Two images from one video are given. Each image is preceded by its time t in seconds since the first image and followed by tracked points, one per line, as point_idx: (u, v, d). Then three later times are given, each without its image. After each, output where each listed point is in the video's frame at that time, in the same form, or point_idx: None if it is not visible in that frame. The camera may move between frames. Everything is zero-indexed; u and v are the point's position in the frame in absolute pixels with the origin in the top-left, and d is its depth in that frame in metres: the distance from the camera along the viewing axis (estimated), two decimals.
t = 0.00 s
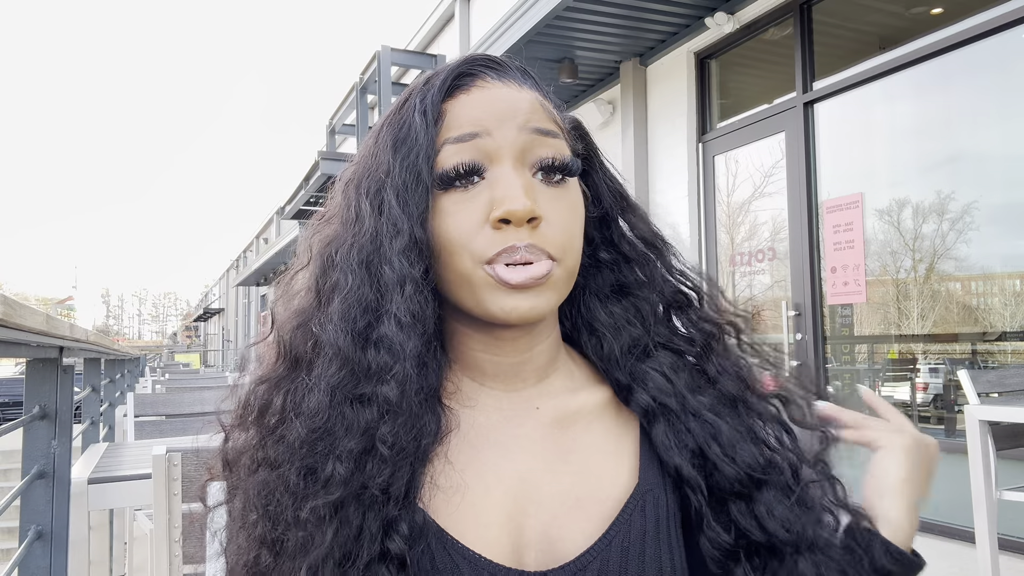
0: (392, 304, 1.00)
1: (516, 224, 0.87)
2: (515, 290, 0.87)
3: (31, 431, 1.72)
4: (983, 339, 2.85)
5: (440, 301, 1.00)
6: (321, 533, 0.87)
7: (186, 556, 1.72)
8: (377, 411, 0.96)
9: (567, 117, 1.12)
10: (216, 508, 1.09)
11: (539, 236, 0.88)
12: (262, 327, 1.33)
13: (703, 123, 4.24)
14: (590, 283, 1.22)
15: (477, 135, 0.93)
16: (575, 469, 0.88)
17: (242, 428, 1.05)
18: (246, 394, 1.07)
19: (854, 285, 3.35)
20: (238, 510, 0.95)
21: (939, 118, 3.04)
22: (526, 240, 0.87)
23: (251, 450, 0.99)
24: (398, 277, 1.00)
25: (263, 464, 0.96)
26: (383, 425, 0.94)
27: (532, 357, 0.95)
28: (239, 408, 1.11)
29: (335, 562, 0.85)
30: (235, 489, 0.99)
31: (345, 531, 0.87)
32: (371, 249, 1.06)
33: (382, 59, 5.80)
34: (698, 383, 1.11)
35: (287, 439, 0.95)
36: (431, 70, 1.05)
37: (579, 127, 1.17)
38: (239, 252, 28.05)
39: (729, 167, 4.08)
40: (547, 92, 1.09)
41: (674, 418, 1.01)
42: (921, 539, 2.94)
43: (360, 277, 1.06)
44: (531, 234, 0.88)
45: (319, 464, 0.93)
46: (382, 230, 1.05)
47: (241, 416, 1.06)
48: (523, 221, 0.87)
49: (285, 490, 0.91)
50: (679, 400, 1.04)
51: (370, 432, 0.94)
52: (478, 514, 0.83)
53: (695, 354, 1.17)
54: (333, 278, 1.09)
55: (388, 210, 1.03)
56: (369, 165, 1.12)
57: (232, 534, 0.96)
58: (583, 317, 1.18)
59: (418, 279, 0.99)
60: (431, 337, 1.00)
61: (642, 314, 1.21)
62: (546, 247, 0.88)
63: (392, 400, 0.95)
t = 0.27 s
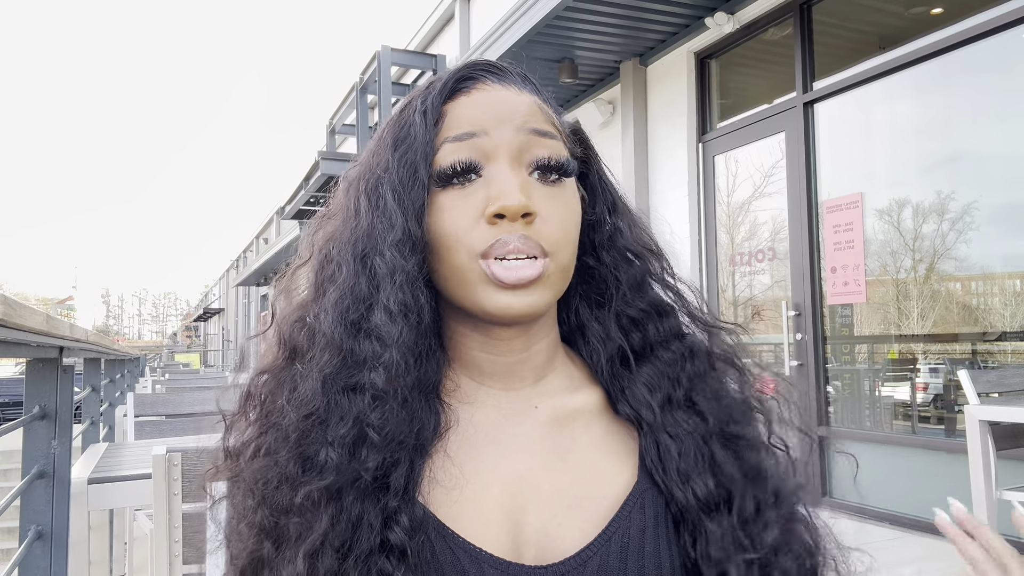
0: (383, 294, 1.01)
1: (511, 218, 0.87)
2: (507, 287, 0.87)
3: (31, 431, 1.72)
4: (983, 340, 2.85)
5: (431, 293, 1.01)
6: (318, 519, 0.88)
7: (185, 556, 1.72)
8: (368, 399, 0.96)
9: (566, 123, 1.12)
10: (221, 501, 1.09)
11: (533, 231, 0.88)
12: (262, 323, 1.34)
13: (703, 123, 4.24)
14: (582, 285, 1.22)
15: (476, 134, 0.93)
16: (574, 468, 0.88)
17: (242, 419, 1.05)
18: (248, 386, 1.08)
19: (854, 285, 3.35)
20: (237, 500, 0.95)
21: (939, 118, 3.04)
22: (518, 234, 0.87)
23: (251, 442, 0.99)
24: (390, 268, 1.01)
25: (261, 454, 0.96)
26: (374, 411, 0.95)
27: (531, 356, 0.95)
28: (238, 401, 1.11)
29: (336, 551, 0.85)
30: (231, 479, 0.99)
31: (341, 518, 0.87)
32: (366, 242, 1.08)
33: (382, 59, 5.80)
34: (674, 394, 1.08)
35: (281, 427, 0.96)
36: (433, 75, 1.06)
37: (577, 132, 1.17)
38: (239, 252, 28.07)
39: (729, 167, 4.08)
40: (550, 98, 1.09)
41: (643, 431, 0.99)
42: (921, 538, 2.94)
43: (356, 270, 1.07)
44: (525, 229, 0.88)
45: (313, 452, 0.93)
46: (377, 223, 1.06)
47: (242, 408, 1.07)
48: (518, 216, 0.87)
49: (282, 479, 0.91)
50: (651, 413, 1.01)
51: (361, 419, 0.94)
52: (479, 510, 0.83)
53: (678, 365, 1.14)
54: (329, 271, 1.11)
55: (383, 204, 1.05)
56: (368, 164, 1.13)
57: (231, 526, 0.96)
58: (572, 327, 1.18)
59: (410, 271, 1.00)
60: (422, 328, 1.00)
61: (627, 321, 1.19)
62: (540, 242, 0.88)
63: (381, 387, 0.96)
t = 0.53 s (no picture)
0: (402, 292, 1.00)
1: (526, 220, 0.87)
2: (519, 288, 0.87)
3: (31, 431, 1.72)
4: (983, 340, 2.85)
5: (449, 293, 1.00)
6: (327, 513, 0.87)
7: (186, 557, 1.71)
8: (384, 395, 0.95)
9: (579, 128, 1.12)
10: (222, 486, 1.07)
11: (549, 232, 0.88)
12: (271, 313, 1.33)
13: (703, 123, 4.24)
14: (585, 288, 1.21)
15: (493, 134, 0.93)
16: (577, 468, 0.88)
17: (254, 409, 1.05)
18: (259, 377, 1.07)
19: (854, 285, 3.36)
20: (245, 489, 0.94)
21: (939, 118, 3.04)
22: (532, 235, 0.87)
23: (263, 435, 0.98)
24: (409, 266, 0.99)
25: (273, 445, 0.95)
26: (390, 407, 0.93)
27: (537, 357, 0.95)
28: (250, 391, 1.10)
29: (342, 545, 0.85)
30: (241, 470, 0.98)
31: (350, 514, 0.86)
32: (384, 238, 1.06)
33: (382, 59, 5.80)
34: (672, 401, 1.08)
35: (296, 420, 0.95)
36: (451, 73, 1.05)
37: (591, 138, 1.17)
38: (240, 252, 28.07)
39: (729, 167, 4.08)
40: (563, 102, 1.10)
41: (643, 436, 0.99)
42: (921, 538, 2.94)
43: (372, 265, 1.06)
44: (540, 231, 0.88)
45: (326, 445, 0.92)
46: (396, 221, 1.04)
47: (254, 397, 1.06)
48: (533, 217, 0.87)
49: (292, 471, 0.90)
50: (651, 417, 1.02)
51: (376, 414, 0.93)
52: (483, 507, 0.83)
53: (675, 373, 1.14)
54: (346, 266, 1.10)
55: (403, 201, 1.03)
56: (386, 161, 1.12)
57: (238, 514, 0.95)
58: (572, 329, 1.17)
59: (429, 270, 0.98)
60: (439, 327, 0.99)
61: (627, 326, 1.19)
62: (555, 245, 0.89)
63: (398, 385, 0.95)
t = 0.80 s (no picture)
0: (407, 291, 1.00)
1: (535, 214, 0.87)
2: (525, 286, 0.87)
3: (31, 431, 1.72)
4: (983, 339, 2.85)
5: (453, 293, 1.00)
6: (330, 519, 0.87)
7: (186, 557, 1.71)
8: (389, 397, 0.96)
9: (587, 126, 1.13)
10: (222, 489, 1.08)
11: (558, 228, 0.88)
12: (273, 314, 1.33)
13: (703, 123, 4.24)
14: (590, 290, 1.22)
15: (501, 126, 0.93)
16: (579, 468, 0.88)
17: (257, 412, 1.06)
18: (262, 379, 1.08)
19: (855, 285, 3.36)
20: (251, 494, 0.95)
21: (939, 118, 3.04)
22: (541, 231, 0.87)
23: (265, 437, 0.99)
24: (414, 265, 0.99)
25: (277, 449, 0.96)
26: (395, 410, 0.94)
27: (540, 357, 0.96)
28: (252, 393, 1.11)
29: (342, 553, 0.85)
30: (245, 474, 0.98)
31: (353, 520, 0.87)
32: (389, 236, 1.06)
33: (382, 59, 5.80)
34: (673, 408, 1.08)
35: (301, 423, 0.95)
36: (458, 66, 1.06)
37: (599, 136, 1.17)
38: (240, 252, 28.07)
39: (729, 167, 4.08)
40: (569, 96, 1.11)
41: (644, 442, 0.99)
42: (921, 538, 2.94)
43: (377, 263, 1.06)
44: (549, 226, 0.88)
45: (331, 449, 0.92)
46: (401, 217, 1.05)
47: (257, 399, 1.07)
48: (542, 212, 0.87)
49: (297, 475, 0.91)
50: (652, 423, 1.02)
51: (381, 418, 0.94)
52: (485, 510, 0.83)
53: (677, 380, 1.14)
54: (350, 264, 1.10)
55: (408, 198, 1.03)
56: (391, 156, 1.12)
57: (242, 518, 0.96)
58: (574, 331, 1.17)
59: (433, 269, 0.98)
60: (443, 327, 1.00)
61: (630, 331, 1.18)
62: (563, 241, 0.88)
63: (404, 387, 0.95)
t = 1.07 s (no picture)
0: (407, 290, 1.01)
1: (537, 210, 0.86)
2: (531, 283, 0.85)
3: (31, 431, 1.72)
4: (983, 339, 2.85)
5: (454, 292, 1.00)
6: (326, 526, 0.87)
7: (185, 557, 1.72)
8: (387, 399, 0.96)
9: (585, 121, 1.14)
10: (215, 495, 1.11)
11: (560, 225, 0.87)
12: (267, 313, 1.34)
13: (703, 123, 4.24)
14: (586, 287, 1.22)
15: (501, 121, 0.94)
16: (580, 463, 0.88)
17: (250, 414, 1.07)
18: (252, 379, 1.09)
19: (854, 285, 3.36)
20: (245, 497, 0.96)
21: (939, 118, 3.04)
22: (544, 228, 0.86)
23: (258, 438, 1.00)
24: (414, 262, 1.00)
25: (271, 452, 0.97)
26: (393, 412, 0.94)
27: (537, 351, 0.97)
28: (243, 395, 1.12)
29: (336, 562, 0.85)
30: (239, 477, 0.99)
31: (348, 527, 0.87)
32: (386, 233, 1.08)
33: (382, 59, 5.80)
34: (671, 403, 1.08)
35: (296, 426, 0.96)
36: (455, 61, 1.07)
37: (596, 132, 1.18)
38: (240, 253, 28.08)
39: (729, 167, 4.08)
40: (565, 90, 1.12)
41: (643, 437, 0.98)
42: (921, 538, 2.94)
43: (374, 261, 1.07)
44: (551, 223, 0.87)
45: (327, 453, 0.93)
46: (400, 214, 1.06)
47: (249, 401, 1.08)
48: (544, 209, 0.86)
49: (292, 479, 0.92)
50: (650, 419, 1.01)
51: (379, 420, 0.94)
52: (483, 511, 0.82)
53: (675, 374, 1.14)
54: (346, 261, 1.11)
55: (408, 194, 1.04)
56: (388, 152, 1.13)
57: (236, 520, 0.97)
58: (569, 328, 1.16)
59: (433, 266, 0.99)
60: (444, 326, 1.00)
61: (625, 326, 1.18)
62: (566, 238, 0.87)
63: (404, 388, 0.96)
